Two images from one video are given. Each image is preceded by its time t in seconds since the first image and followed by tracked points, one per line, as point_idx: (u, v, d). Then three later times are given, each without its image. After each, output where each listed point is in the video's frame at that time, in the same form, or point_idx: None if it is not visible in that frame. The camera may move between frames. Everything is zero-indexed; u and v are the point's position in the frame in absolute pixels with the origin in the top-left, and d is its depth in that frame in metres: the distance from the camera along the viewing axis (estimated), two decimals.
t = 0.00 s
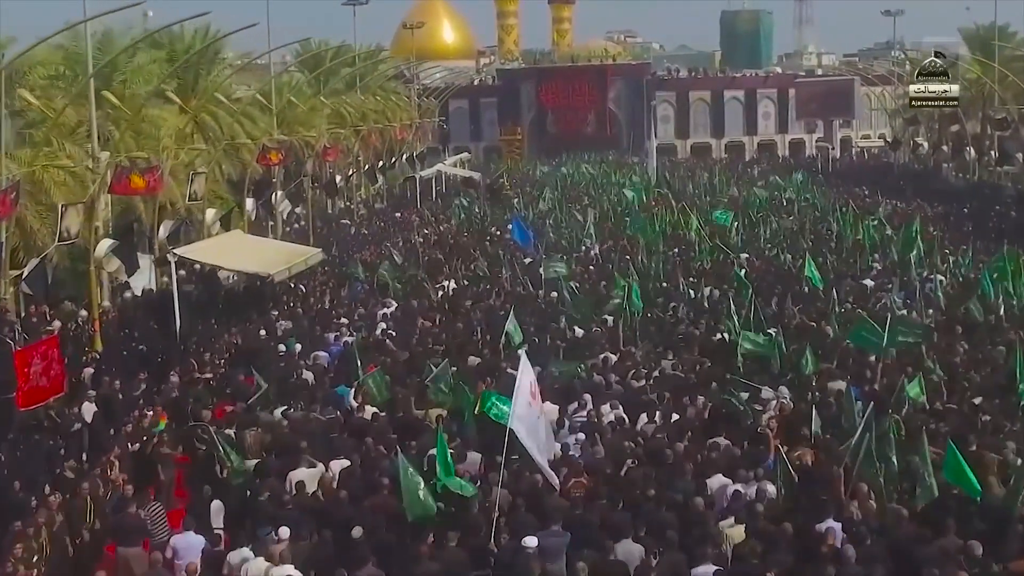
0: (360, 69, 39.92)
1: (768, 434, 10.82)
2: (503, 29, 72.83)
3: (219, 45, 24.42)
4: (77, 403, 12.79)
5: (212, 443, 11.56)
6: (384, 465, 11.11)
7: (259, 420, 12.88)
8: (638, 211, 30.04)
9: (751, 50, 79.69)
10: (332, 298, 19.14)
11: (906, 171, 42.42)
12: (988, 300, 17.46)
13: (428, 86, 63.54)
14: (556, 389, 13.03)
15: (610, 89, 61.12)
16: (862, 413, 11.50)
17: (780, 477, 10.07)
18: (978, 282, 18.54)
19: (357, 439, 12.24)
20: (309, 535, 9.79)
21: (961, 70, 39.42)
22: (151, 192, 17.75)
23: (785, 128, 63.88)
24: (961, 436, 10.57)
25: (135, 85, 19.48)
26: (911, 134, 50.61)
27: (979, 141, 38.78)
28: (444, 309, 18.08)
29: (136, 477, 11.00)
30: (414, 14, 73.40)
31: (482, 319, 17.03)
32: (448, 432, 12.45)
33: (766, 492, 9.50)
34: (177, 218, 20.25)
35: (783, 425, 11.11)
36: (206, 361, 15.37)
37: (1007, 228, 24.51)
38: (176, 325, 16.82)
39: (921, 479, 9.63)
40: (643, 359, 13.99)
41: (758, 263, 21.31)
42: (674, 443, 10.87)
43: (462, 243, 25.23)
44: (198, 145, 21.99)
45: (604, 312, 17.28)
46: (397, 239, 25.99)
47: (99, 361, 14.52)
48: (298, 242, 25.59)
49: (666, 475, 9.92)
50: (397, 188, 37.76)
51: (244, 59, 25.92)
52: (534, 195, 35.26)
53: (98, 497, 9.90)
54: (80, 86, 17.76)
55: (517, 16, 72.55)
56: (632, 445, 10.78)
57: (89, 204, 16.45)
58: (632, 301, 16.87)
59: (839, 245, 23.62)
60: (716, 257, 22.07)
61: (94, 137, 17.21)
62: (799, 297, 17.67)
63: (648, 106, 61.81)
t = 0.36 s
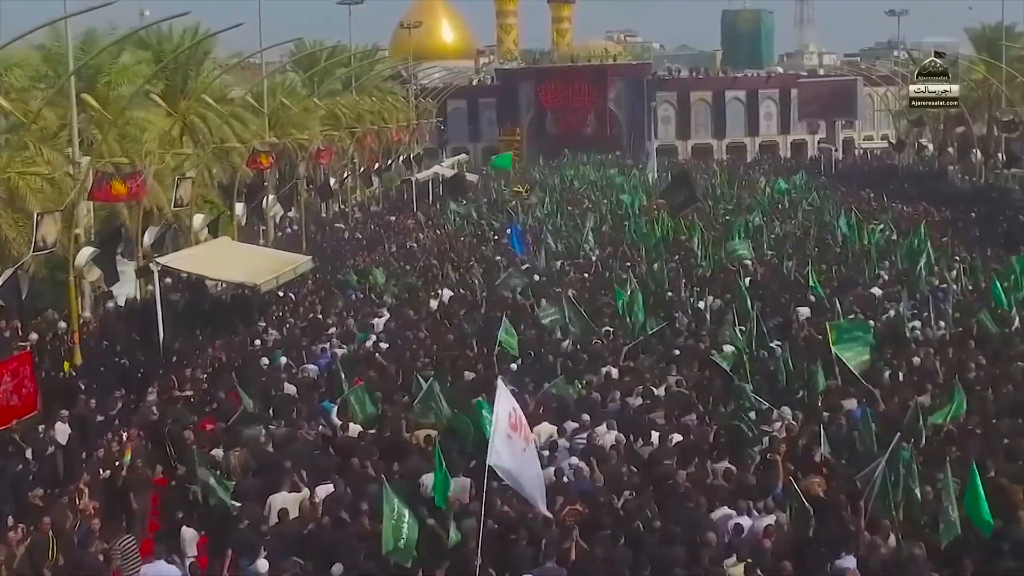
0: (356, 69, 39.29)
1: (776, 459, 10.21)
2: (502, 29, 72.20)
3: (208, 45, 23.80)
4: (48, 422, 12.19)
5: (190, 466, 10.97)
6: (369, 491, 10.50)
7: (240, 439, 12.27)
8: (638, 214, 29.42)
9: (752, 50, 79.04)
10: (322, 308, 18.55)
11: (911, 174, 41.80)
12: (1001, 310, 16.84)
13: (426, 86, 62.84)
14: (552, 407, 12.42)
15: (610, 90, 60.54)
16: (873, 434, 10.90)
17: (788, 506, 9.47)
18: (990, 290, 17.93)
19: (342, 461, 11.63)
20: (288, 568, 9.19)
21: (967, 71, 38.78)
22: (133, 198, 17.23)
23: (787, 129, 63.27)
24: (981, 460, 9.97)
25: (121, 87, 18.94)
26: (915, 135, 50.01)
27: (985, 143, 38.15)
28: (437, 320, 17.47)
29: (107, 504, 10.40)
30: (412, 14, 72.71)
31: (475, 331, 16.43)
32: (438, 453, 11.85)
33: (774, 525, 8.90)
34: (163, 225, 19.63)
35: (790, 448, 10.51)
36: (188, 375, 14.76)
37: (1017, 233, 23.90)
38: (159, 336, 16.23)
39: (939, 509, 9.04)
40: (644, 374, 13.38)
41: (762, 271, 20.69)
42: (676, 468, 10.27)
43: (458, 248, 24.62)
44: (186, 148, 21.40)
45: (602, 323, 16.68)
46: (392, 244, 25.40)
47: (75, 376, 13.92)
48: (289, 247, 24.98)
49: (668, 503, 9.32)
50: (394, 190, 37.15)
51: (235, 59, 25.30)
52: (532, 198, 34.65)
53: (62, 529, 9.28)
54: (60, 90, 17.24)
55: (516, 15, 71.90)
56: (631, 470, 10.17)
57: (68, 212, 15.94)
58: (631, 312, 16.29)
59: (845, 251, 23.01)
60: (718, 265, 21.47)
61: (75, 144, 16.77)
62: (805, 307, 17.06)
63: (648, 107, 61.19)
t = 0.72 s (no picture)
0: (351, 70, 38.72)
1: (785, 486, 9.67)
2: (501, 28, 71.60)
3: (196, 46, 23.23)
4: (20, 442, 11.64)
5: (168, 491, 10.41)
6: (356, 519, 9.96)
7: (222, 461, 11.71)
8: (638, 219, 28.88)
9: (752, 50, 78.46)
10: (312, 318, 18.01)
11: (914, 175, 41.23)
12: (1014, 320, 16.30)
13: (424, 87, 62.24)
14: (547, 429, 11.86)
15: (609, 90, 60.03)
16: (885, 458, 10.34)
17: (800, 539, 8.93)
18: (1001, 299, 17.36)
19: (328, 484, 11.09)
20: None
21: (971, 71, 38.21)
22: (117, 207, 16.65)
23: (787, 130, 62.74)
24: (1003, 489, 9.42)
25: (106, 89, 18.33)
26: (918, 136, 49.47)
27: (991, 145, 37.58)
28: (430, 331, 16.93)
29: (78, 531, 9.85)
30: (410, 13, 72.08)
31: (469, 344, 15.87)
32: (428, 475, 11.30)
33: (785, 562, 8.35)
34: (148, 232, 19.06)
35: (799, 474, 9.95)
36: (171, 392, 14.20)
37: None
38: (141, 347, 15.68)
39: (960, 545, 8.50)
40: (644, 392, 12.81)
41: (764, 278, 20.12)
42: (678, 498, 9.71)
43: (454, 254, 24.05)
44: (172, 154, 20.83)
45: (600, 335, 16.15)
46: (386, 251, 24.85)
47: (53, 393, 13.38)
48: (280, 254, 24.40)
49: (672, 537, 8.76)
50: (390, 193, 36.59)
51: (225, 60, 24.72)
52: (529, 201, 34.06)
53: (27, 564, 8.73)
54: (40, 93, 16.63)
55: (515, 15, 71.29)
56: (632, 500, 9.63)
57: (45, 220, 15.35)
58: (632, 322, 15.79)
59: (849, 257, 22.44)
60: (719, 272, 20.89)
61: (54, 149, 16.15)
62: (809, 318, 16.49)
63: (648, 107, 60.63)
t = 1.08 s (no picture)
0: (347, 69, 38.22)
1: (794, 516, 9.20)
2: (499, 28, 71.08)
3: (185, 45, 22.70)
4: None
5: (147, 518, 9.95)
6: (343, 548, 9.49)
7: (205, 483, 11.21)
8: (638, 222, 28.39)
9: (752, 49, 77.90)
10: (302, 327, 17.53)
11: (917, 178, 40.70)
12: None
13: (421, 86, 61.73)
14: (543, 450, 11.36)
15: (609, 90, 59.55)
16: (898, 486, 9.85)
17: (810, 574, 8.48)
18: (1012, 308, 16.86)
19: (315, 507, 10.63)
20: None
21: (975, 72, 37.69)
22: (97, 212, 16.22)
23: (788, 130, 62.22)
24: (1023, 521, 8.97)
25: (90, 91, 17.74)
26: (920, 137, 48.99)
27: (995, 147, 37.07)
28: (424, 341, 16.45)
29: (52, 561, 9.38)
30: (408, 12, 71.52)
31: (463, 354, 15.36)
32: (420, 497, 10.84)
33: None
34: (134, 238, 18.57)
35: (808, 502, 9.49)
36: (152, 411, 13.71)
37: None
38: (124, 359, 15.21)
39: None
40: (645, 409, 12.30)
41: (766, 285, 19.60)
42: (681, 528, 9.25)
43: (449, 259, 23.55)
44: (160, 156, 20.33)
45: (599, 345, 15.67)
46: (380, 256, 24.38)
47: (30, 410, 12.90)
48: (272, 259, 23.87)
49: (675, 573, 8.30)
50: (386, 195, 36.10)
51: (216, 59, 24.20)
52: (526, 204, 33.54)
53: None
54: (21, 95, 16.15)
55: (514, 14, 70.74)
56: (632, 530, 9.17)
57: (24, 227, 14.93)
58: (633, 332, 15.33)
59: (853, 262, 21.92)
60: (721, 279, 20.36)
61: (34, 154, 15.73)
62: (815, 329, 15.98)
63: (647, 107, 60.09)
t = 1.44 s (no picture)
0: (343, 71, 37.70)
1: (803, 553, 8.62)
2: (498, 29, 70.53)
3: (172, 46, 22.02)
4: None
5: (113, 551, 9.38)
6: None
7: (180, 509, 10.62)
8: (638, 227, 27.82)
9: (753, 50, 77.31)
10: (289, 339, 16.96)
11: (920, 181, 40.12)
12: None
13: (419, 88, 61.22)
14: (537, 475, 10.77)
15: (609, 91, 58.79)
16: (916, 516, 9.27)
17: None
18: None
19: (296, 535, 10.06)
20: None
21: (981, 74, 37.08)
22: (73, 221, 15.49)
23: (790, 131, 61.53)
24: None
25: (71, 94, 17.15)
26: (923, 139, 48.45)
27: (1001, 150, 36.46)
28: (415, 354, 15.87)
29: None
30: (406, 13, 70.95)
31: (456, 368, 14.77)
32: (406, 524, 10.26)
33: None
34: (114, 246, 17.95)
35: (817, 536, 8.91)
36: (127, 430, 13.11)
37: None
38: (100, 373, 14.62)
39: None
40: (644, 429, 11.71)
41: (770, 294, 19.01)
42: (683, 567, 8.67)
43: (444, 265, 22.96)
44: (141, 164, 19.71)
45: (596, 358, 15.09)
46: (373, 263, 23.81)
47: None
48: (262, 266, 23.29)
49: None
50: (382, 198, 35.58)
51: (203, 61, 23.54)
52: (524, 209, 32.95)
53: None
54: None
55: (513, 15, 70.16)
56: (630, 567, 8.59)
57: None
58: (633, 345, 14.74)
59: (859, 268, 21.33)
60: (723, 286, 19.77)
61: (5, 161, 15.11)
62: (821, 341, 15.39)
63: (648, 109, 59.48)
